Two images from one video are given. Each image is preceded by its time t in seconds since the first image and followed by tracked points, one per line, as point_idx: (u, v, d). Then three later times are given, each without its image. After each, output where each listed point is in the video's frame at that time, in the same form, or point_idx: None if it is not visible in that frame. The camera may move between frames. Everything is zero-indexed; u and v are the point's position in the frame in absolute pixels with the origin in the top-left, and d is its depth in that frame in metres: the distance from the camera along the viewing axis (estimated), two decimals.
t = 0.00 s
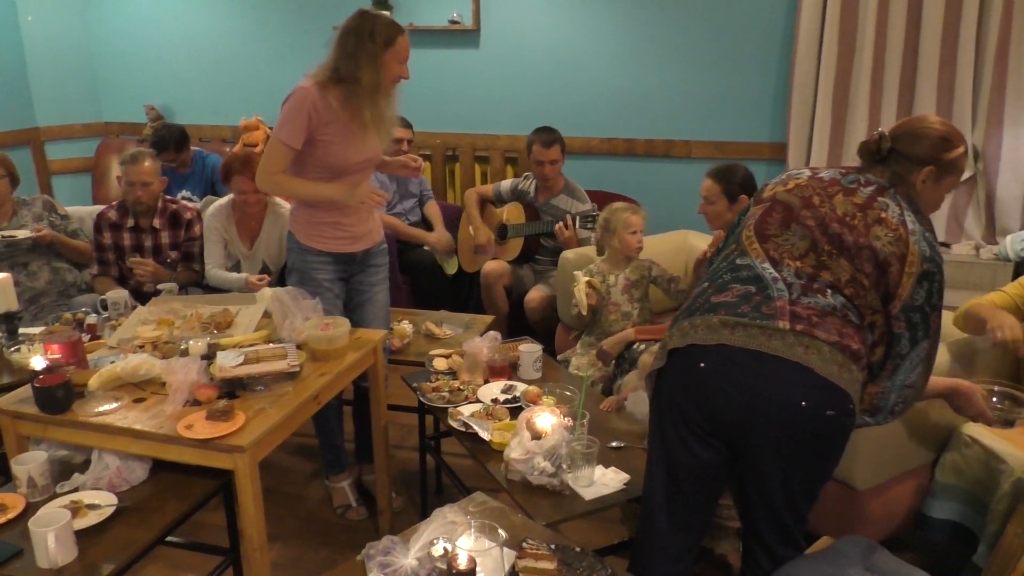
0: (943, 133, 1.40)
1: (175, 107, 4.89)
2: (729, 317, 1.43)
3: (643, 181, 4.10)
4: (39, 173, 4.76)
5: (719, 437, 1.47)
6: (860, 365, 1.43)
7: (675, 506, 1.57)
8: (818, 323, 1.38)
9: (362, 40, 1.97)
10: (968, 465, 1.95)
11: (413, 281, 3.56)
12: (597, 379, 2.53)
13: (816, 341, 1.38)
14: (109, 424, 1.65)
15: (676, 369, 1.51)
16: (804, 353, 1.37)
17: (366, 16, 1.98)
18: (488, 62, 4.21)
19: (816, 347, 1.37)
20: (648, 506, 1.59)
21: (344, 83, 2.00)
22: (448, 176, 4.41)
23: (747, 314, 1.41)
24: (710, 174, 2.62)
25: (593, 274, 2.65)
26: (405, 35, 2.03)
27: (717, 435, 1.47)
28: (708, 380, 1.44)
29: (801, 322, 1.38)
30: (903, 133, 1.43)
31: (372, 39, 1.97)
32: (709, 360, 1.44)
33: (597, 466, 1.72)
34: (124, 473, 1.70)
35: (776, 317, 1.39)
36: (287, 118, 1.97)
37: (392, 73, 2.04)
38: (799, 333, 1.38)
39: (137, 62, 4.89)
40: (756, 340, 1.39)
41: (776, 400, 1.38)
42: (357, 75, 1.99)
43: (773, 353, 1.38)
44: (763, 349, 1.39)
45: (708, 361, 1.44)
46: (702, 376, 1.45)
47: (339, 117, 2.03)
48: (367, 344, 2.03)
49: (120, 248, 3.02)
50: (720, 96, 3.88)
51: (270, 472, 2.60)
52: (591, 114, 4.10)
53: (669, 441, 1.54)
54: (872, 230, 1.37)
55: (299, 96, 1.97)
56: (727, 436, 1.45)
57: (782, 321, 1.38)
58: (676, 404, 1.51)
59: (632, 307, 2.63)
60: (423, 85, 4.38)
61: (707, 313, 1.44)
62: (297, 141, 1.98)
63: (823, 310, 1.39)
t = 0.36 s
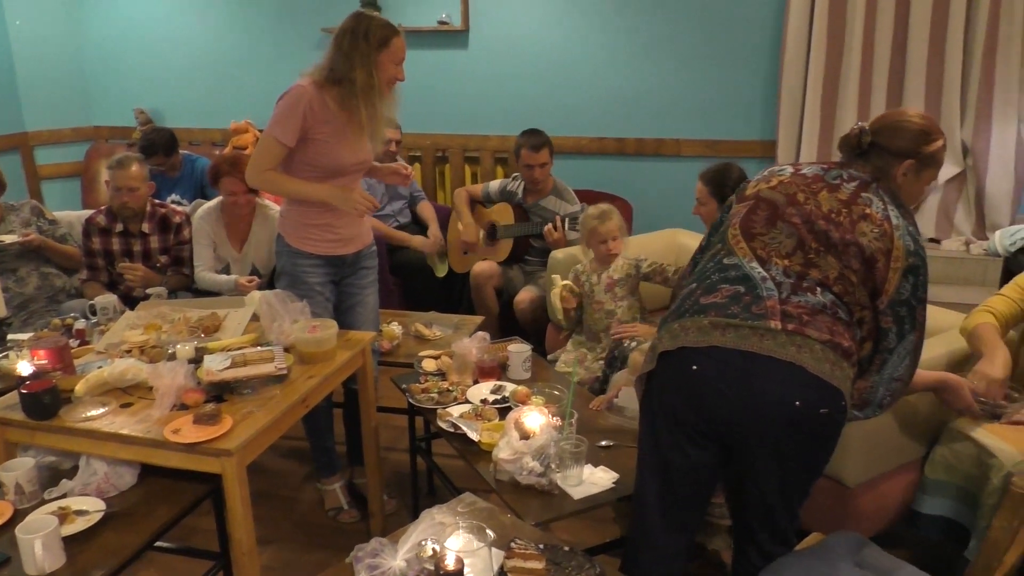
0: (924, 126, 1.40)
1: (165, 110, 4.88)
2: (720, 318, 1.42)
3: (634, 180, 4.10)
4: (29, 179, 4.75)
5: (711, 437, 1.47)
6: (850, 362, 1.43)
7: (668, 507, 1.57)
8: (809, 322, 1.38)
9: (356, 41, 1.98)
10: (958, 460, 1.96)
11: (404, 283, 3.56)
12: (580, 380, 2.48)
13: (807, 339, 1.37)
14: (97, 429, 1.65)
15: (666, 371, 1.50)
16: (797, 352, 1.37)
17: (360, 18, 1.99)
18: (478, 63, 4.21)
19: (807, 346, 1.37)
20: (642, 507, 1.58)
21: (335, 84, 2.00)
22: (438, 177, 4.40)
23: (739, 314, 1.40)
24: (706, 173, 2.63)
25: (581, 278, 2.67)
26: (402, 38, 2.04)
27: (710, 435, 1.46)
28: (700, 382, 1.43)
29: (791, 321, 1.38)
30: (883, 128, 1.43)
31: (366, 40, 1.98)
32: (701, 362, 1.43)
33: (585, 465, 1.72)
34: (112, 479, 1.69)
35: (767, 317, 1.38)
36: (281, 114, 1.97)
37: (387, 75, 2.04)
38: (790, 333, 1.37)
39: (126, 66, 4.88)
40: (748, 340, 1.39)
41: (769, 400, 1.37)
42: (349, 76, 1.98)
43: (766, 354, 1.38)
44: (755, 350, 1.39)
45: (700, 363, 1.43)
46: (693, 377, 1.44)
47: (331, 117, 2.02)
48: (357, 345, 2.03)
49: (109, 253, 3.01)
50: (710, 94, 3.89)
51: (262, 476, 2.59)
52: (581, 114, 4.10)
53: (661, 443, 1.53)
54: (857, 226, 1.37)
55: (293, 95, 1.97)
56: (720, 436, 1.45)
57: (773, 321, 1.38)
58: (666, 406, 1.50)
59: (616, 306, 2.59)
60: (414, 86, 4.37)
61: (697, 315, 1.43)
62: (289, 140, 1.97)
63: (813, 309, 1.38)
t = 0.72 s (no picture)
0: (890, 120, 1.42)
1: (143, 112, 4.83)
2: (707, 321, 1.39)
3: (615, 180, 4.11)
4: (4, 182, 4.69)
5: (699, 439, 1.44)
6: (835, 357, 1.42)
7: (656, 512, 1.54)
8: (797, 321, 1.36)
9: (322, 38, 1.95)
10: (934, 454, 1.98)
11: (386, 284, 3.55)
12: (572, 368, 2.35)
13: (795, 338, 1.35)
14: (71, 435, 1.63)
15: (651, 376, 1.47)
16: (785, 352, 1.35)
17: (324, 14, 1.96)
18: (458, 63, 4.20)
19: (796, 345, 1.35)
20: (631, 512, 1.55)
21: (309, 83, 1.99)
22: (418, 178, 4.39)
23: (728, 317, 1.37)
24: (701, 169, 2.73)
25: (557, 276, 2.64)
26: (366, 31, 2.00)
27: (698, 438, 1.44)
28: (690, 386, 1.40)
29: (779, 320, 1.35)
30: (850, 123, 1.45)
31: (332, 36, 1.95)
32: (691, 366, 1.40)
33: (564, 463, 1.72)
34: (88, 484, 1.68)
35: (756, 318, 1.36)
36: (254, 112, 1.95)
37: (355, 68, 2.00)
38: (780, 332, 1.35)
39: (103, 68, 4.83)
40: (737, 342, 1.36)
41: (761, 401, 1.35)
42: (321, 75, 1.96)
43: (758, 355, 1.35)
44: (744, 352, 1.36)
45: (688, 368, 1.40)
46: (681, 383, 1.41)
47: (303, 117, 2.01)
48: (336, 347, 2.02)
49: (86, 257, 2.98)
50: (689, 93, 3.90)
51: (242, 479, 2.57)
52: (561, 113, 4.10)
53: (648, 448, 1.50)
54: (835, 222, 1.37)
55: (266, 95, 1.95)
56: (708, 439, 1.42)
57: (762, 322, 1.35)
58: (653, 410, 1.47)
59: (596, 307, 2.60)
60: (391, 86, 4.36)
61: (685, 319, 1.39)
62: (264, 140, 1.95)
63: (800, 307, 1.37)
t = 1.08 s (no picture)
0: (851, 112, 1.44)
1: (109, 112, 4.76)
2: (669, 313, 1.41)
3: (585, 176, 4.12)
4: None
5: (663, 430, 1.46)
6: (796, 348, 1.44)
7: (624, 503, 1.56)
8: (757, 312, 1.37)
9: (271, 34, 1.94)
10: (897, 442, 2.02)
11: (358, 283, 3.54)
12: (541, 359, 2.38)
13: (755, 329, 1.37)
14: (34, 439, 1.60)
15: (616, 368, 1.49)
16: (746, 343, 1.37)
17: (271, 10, 1.95)
18: (428, 59, 4.18)
19: (757, 336, 1.37)
20: (598, 504, 1.57)
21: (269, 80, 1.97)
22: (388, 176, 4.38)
23: (689, 309, 1.39)
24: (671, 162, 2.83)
25: (527, 274, 2.65)
26: (316, 26, 2.00)
27: (663, 430, 1.45)
28: (653, 378, 1.41)
29: (740, 312, 1.37)
30: (813, 115, 1.46)
31: (280, 33, 1.94)
32: (654, 359, 1.41)
33: (534, 458, 1.73)
34: (53, 490, 1.66)
35: (716, 310, 1.38)
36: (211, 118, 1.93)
37: (306, 65, 2.01)
38: (740, 324, 1.37)
39: (68, 67, 4.75)
40: (698, 333, 1.38)
41: (724, 392, 1.37)
42: (268, 72, 1.95)
43: (719, 347, 1.37)
44: (706, 343, 1.38)
45: (651, 360, 1.42)
46: (644, 374, 1.43)
47: (262, 116, 1.99)
48: (304, 346, 2.01)
49: (51, 259, 2.94)
50: (658, 88, 3.93)
51: (213, 481, 2.55)
52: (532, 110, 4.11)
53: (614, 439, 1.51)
54: (795, 214, 1.38)
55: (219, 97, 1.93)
56: (673, 430, 1.44)
57: (722, 313, 1.37)
58: (619, 402, 1.48)
59: (568, 305, 2.61)
60: (355, 84, 4.34)
61: (646, 311, 1.41)
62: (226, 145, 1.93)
63: (760, 298, 1.38)
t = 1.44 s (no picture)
0: (784, 94, 1.46)
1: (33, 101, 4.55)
2: (603, 294, 1.43)
3: (528, 163, 4.14)
4: None
5: (599, 409, 1.48)
6: (728, 328, 1.46)
7: (564, 483, 1.58)
8: (688, 292, 1.40)
9: (197, 22, 1.89)
10: (832, 416, 2.09)
11: (300, 274, 3.49)
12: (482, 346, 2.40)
13: (687, 309, 1.39)
14: None
15: (552, 349, 1.51)
16: (677, 322, 1.39)
17: None
18: (366, 47, 4.07)
19: (688, 316, 1.39)
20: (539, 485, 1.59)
21: (197, 68, 1.91)
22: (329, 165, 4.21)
23: (623, 289, 1.42)
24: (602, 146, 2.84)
25: (467, 261, 2.66)
26: (241, 15, 1.96)
27: (600, 409, 1.48)
28: (589, 359, 1.44)
29: (671, 292, 1.39)
30: (749, 99, 1.47)
31: (206, 21, 1.89)
32: (588, 339, 1.44)
33: (476, 444, 1.73)
34: None
35: (648, 289, 1.40)
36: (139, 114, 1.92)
37: (232, 54, 1.97)
38: (671, 304, 1.39)
39: None
40: (630, 314, 1.41)
41: (656, 371, 1.40)
42: (190, 60, 1.90)
43: (651, 327, 1.40)
44: (638, 323, 1.40)
45: (586, 340, 1.44)
46: (579, 355, 1.45)
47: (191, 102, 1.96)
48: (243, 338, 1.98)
49: None
50: (598, 75, 3.97)
51: (153, 480, 2.49)
52: (474, 98, 4.08)
53: (552, 419, 1.53)
54: (727, 195, 1.40)
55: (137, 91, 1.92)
56: (609, 409, 1.47)
57: (654, 293, 1.40)
58: (558, 383, 1.50)
59: (507, 293, 2.62)
60: (287, 71, 4.19)
61: (580, 292, 1.43)
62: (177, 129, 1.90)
63: (691, 279, 1.40)
